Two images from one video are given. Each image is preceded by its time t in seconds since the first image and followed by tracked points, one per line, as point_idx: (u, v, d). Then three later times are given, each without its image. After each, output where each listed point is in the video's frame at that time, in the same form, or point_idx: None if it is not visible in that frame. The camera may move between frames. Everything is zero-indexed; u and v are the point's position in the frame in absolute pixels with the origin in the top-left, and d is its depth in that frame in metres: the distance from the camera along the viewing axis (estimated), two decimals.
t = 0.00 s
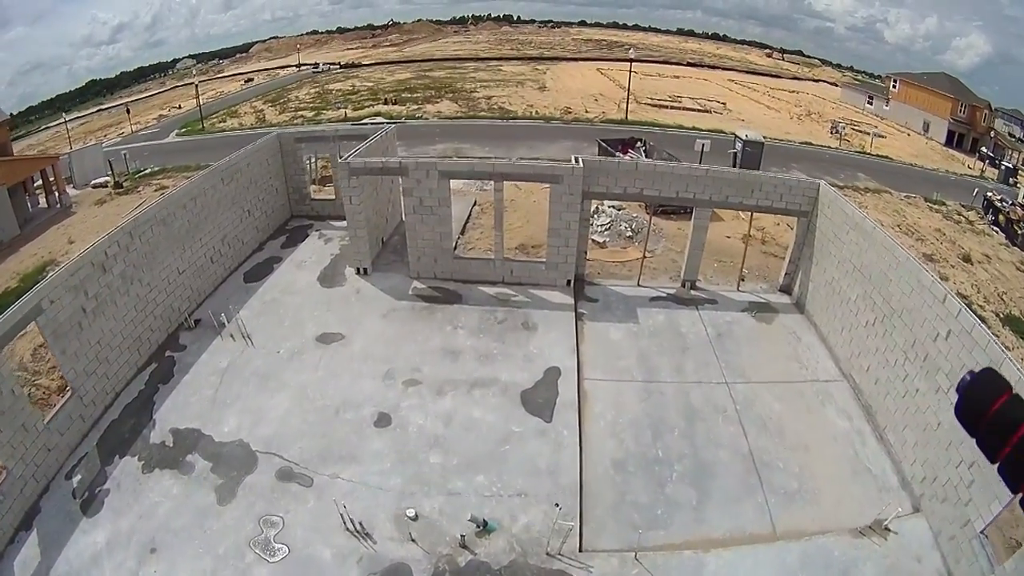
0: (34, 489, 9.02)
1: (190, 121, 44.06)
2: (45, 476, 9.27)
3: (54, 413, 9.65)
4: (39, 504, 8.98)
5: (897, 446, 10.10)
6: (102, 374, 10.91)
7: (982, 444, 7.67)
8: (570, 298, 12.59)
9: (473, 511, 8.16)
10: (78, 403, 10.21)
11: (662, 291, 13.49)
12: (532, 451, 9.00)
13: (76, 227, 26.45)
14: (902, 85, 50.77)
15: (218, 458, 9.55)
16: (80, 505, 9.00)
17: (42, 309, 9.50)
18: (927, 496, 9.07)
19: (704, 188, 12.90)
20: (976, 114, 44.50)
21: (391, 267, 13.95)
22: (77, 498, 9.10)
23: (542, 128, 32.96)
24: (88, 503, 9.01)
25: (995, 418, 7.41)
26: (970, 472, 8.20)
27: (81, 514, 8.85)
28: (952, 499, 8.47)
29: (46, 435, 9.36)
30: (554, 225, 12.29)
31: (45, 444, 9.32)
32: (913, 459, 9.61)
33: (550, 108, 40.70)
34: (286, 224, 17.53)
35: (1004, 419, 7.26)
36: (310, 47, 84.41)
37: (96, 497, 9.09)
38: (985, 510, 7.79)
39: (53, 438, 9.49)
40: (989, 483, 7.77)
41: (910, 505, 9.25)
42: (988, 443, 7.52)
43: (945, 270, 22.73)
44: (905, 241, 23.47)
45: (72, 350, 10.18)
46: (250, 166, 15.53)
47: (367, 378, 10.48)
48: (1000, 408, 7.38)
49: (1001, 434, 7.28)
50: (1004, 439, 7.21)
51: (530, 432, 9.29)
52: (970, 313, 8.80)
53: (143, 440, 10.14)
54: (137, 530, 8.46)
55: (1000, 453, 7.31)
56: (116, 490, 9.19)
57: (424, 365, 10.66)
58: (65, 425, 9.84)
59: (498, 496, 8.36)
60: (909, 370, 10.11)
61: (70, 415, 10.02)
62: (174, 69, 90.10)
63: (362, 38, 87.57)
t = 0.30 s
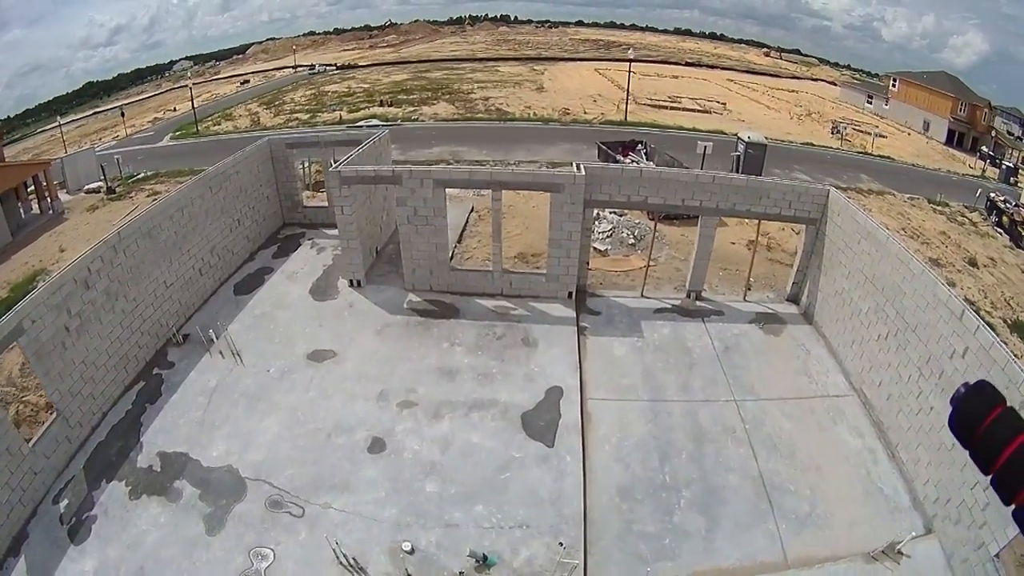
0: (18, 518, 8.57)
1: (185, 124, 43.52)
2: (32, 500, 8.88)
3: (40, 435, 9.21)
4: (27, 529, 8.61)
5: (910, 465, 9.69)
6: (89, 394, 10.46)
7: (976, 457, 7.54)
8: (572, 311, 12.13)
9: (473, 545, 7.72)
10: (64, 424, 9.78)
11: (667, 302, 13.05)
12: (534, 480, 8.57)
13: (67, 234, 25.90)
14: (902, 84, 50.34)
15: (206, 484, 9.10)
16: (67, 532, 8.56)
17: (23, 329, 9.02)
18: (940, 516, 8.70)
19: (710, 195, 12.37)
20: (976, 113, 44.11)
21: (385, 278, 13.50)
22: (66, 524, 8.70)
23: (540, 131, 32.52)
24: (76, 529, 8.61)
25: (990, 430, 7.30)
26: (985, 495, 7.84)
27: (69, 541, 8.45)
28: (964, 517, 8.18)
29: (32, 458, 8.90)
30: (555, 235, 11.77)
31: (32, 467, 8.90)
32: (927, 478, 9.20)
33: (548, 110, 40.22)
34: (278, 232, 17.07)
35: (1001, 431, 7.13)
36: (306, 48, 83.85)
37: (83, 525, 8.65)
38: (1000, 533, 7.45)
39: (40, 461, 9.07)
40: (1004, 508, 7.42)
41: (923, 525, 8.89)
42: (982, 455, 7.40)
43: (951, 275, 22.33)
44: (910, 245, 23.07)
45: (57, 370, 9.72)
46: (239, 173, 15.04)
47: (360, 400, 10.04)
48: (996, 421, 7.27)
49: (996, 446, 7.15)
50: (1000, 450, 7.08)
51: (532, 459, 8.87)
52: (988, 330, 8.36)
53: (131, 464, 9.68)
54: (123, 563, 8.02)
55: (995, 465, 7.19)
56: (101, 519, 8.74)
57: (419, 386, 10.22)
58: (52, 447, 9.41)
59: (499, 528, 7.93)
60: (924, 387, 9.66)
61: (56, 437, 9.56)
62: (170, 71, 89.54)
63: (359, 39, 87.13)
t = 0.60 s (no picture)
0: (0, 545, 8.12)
1: (176, 126, 42.88)
2: (15, 525, 8.43)
3: (22, 459, 8.73)
4: (11, 555, 8.17)
5: (918, 485, 9.29)
6: (71, 413, 9.97)
7: (971, 439, 7.88)
8: (569, 326, 11.67)
9: None
10: (47, 446, 9.29)
11: (668, 313, 12.61)
12: (532, 509, 8.12)
13: (55, 240, 25.20)
14: (899, 83, 50.03)
15: (190, 511, 8.62)
16: (50, 561, 8.11)
17: None
18: (949, 538, 8.33)
19: (714, 203, 11.91)
20: (974, 112, 44.14)
21: (375, 290, 13.02)
22: (49, 553, 8.24)
23: (536, 132, 32.01)
24: (59, 558, 8.15)
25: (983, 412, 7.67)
26: (995, 519, 7.51)
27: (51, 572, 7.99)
28: (974, 539, 7.88)
29: (14, 483, 8.44)
30: (551, 246, 11.29)
31: (14, 492, 8.43)
32: (936, 498, 8.81)
33: (544, 111, 39.71)
34: (265, 240, 16.56)
35: (994, 414, 7.49)
36: (300, 48, 83.07)
37: (66, 554, 8.20)
38: (1012, 558, 7.15)
39: (23, 484, 8.61)
40: (1018, 534, 7.09)
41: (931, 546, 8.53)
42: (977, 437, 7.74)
43: (954, 279, 21.97)
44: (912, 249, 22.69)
45: (36, 391, 9.22)
46: (224, 181, 14.52)
47: (349, 423, 9.58)
48: (989, 402, 7.63)
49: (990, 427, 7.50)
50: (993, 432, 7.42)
51: (530, 486, 8.42)
52: (1005, 350, 7.93)
53: (115, 488, 9.19)
54: None
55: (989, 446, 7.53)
56: (85, 547, 8.27)
57: (410, 407, 9.75)
58: (35, 470, 8.94)
59: (495, 562, 7.48)
60: (934, 404, 9.24)
61: (39, 459, 9.09)
62: (163, 71, 88.70)
63: (354, 38, 86.55)
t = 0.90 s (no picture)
0: None
1: (171, 126, 42.39)
2: None
3: (4, 481, 8.31)
4: None
5: (928, 509, 8.90)
6: (56, 432, 9.53)
7: (971, 418, 7.99)
8: (569, 341, 11.22)
9: None
10: (31, 466, 8.87)
11: (672, 327, 12.17)
12: (530, 541, 7.69)
13: (46, 243, 24.56)
14: (900, 84, 49.58)
15: (175, 538, 8.18)
16: None
17: None
18: (962, 566, 7.97)
19: (722, 213, 11.45)
20: (975, 113, 43.65)
21: (367, 302, 12.56)
22: None
23: (536, 133, 31.50)
24: None
25: (984, 390, 7.83)
26: (1008, 548, 7.18)
27: None
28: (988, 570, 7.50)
29: None
30: (551, 259, 10.82)
31: None
32: (947, 524, 8.43)
33: (543, 111, 39.23)
34: (256, 247, 16.08)
35: (996, 392, 7.63)
36: (297, 47, 82.35)
37: None
38: None
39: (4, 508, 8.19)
40: None
41: None
42: (976, 416, 7.86)
43: (961, 287, 21.58)
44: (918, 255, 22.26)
45: (19, 411, 8.79)
46: (212, 187, 14.04)
47: (338, 446, 9.15)
48: (990, 381, 7.79)
49: (991, 404, 7.63)
50: (994, 408, 7.56)
51: (529, 515, 8.00)
52: None
53: (99, 512, 8.76)
54: None
55: (989, 424, 7.64)
56: None
57: (403, 429, 9.31)
58: (18, 491, 8.52)
59: None
60: (946, 426, 8.82)
61: (22, 480, 8.67)
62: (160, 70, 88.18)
63: (352, 36, 86.04)
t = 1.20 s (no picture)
0: None
1: (168, 126, 41.84)
2: None
3: None
4: None
5: (940, 534, 8.53)
6: (39, 449, 9.09)
7: (983, 405, 7.92)
8: (569, 357, 10.80)
9: None
10: (12, 486, 8.45)
11: (677, 342, 11.75)
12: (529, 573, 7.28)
13: (38, 247, 23.54)
14: (903, 86, 49.14)
15: (160, 564, 7.76)
16: None
17: None
18: None
19: (731, 224, 11.02)
20: (978, 116, 43.18)
21: (360, 313, 12.15)
22: None
23: (536, 135, 31.01)
24: None
25: (993, 377, 7.70)
26: None
27: None
28: None
29: None
30: (553, 271, 10.38)
31: None
32: (963, 551, 8.05)
33: (544, 112, 38.77)
34: (247, 254, 15.63)
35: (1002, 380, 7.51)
36: (296, 46, 81.76)
37: None
38: None
39: None
40: None
41: None
42: (988, 403, 7.79)
43: (969, 296, 21.17)
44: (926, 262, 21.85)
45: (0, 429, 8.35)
46: (200, 192, 13.58)
47: (328, 469, 8.74)
48: (997, 367, 7.65)
49: (999, 392, 7.53)
50: (1003, 398, 7.46)
51: (528, 545, 7.60)
52: None
53: (83, 534, 8.34)
54: None
55: (1000, 412, 7.57)
56: None
57: (396, 452, 8.91)
58: None
59: None
60: (961, 450, 8.43)
61: (5, 500, 8.26)
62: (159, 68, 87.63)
63: (352, 35, 85.54)
